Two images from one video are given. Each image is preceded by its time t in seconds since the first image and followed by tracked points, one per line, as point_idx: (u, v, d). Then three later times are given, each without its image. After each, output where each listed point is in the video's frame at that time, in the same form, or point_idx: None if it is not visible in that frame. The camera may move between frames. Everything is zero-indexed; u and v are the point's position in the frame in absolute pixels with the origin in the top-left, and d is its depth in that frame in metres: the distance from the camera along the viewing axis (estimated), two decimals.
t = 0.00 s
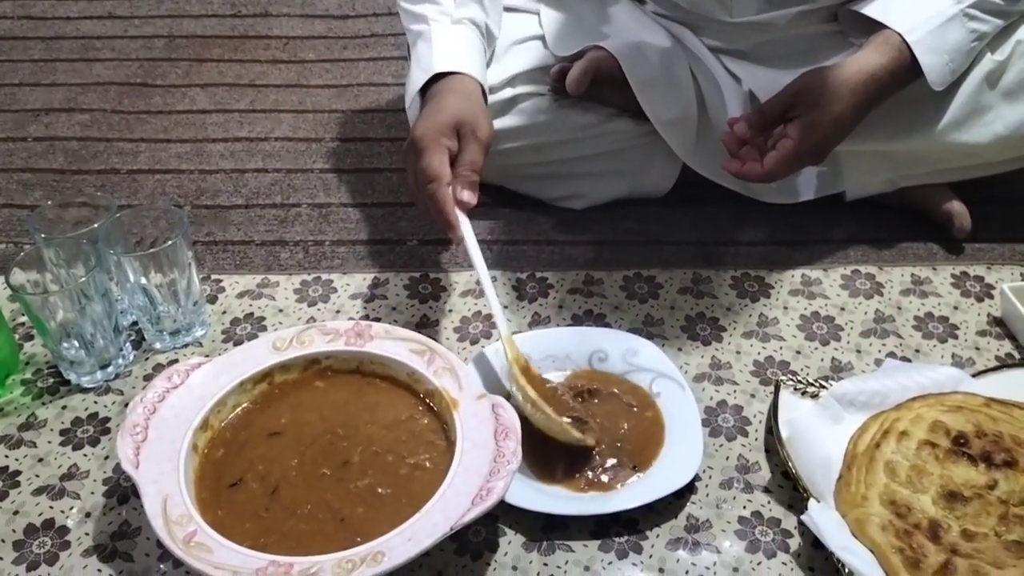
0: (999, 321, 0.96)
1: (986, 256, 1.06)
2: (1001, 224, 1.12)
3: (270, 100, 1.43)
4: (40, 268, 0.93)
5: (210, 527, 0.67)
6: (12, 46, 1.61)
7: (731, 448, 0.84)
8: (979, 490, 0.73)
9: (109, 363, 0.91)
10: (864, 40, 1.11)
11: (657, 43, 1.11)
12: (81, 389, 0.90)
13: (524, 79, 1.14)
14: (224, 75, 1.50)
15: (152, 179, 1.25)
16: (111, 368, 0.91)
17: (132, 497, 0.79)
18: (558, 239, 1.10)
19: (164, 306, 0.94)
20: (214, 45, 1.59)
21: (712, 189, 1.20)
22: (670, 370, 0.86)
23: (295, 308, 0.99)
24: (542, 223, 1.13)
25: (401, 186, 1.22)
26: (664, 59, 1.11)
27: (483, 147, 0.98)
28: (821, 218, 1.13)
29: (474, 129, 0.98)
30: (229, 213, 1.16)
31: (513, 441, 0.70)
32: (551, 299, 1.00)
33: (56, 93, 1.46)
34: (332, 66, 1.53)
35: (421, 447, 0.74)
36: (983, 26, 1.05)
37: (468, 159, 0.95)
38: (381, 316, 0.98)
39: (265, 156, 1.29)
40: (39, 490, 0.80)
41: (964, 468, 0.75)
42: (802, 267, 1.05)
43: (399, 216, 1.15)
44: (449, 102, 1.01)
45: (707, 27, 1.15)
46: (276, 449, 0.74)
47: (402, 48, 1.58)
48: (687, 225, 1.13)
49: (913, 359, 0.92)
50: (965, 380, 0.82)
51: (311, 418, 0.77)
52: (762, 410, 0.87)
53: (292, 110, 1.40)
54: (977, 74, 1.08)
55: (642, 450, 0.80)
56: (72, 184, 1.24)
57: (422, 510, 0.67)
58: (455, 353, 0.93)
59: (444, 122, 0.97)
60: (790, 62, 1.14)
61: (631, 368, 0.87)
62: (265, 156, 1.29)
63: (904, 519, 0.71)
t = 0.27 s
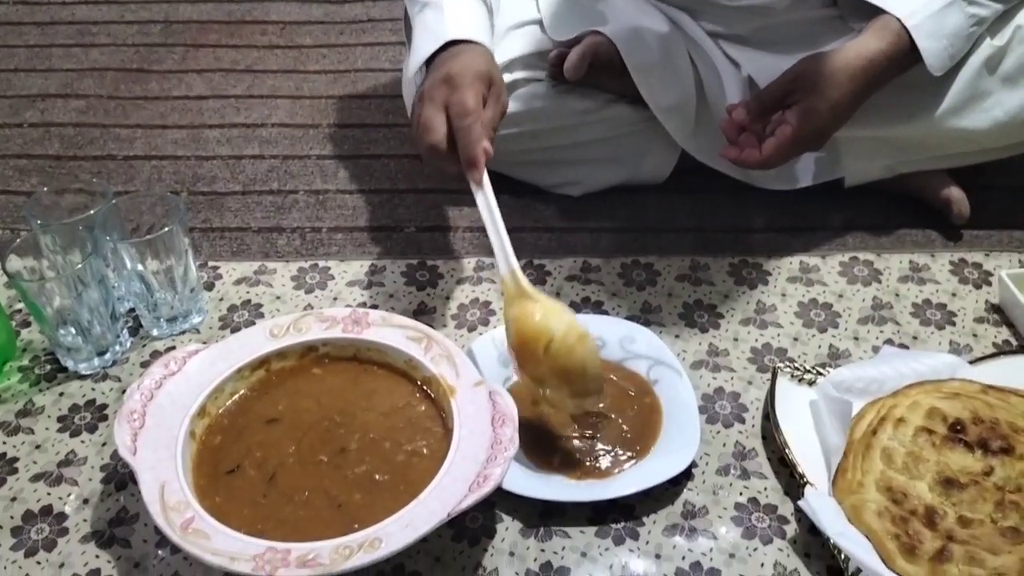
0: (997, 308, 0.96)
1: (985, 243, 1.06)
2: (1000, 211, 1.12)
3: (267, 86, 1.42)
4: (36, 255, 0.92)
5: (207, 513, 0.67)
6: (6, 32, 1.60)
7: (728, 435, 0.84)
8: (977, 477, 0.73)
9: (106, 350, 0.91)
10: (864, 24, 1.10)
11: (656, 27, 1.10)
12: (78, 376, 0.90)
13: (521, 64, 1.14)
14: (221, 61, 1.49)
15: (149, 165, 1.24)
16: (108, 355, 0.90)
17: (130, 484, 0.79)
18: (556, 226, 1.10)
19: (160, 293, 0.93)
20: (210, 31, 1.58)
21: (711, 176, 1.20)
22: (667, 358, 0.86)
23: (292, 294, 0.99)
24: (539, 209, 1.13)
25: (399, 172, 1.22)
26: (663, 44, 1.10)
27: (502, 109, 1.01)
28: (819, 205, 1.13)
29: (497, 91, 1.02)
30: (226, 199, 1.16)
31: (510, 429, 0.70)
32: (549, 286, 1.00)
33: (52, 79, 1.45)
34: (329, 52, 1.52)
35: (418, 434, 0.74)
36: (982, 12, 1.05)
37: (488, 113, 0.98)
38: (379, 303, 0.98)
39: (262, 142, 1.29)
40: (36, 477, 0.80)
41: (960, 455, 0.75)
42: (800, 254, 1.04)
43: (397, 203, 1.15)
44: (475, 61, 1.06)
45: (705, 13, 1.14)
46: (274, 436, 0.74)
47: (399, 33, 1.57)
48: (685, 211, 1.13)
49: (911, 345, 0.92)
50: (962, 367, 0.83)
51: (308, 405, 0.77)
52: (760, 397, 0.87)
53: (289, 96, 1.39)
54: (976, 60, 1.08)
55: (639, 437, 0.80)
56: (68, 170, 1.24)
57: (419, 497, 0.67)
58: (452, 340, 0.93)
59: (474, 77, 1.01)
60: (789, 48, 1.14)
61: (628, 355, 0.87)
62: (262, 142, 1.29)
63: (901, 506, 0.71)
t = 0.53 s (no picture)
0: (993, 291, 0.96)
1: (982, 226, 1.06)
2: (997, 194, 1.12)
3: (263, 66, 1.42)
4: (33, 236, 0.92)
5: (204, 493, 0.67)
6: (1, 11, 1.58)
7: (724, 417, 0.84)
8: (971, 458, 0.73)
9: (103, 332, 0.91)
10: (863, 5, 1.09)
11: (652, 7, 1.09)
12: (75, 357, 0.90)
13: (518, 45, 1.13)
14: (217, 41, 1.48)
15: (145, 146, 1.23)
16: (105, 336, 0.90)
17: (127, 464, 0.79)
18: (553, 208, 1.10)
19: (157, 274, 0.93)
20: (206, 11, 1.57)
21: (709, 159, 1.20)
22: (664, 341, 0.86)
23: (289, 276, 0.99)
24: (537, 192, 1.13)
25: (396, 154, 1.21)
26: (660, 25, 1.09)
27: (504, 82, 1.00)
28: (817, 187, 1.13)
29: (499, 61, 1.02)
30: (223, 180, 1.16)
31: (506, 410, 0.70)
32: (546, 269, 1.00)
33: (47, 60, 1.44)
34: (326, 33, 1.51)
35: (415, 415, 0.74)
36: None
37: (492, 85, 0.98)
38: (375, 285, 0.98)
39: (259, 123, 1.28)
40: (34, 457, 0.80)
41: (954, 436, 0.75)
42: (798, 236, 1.04)
43: (394, 185, 1.14)
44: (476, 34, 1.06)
45: None
46: (271, 417, 0.74)
47: (396, 14, 1.56)
48: (683, 194, 1.12)
49: (907, 328, 0.92)
50: (957, 350, 0.83)
51: (305, 386, 0.77)
52: (755, 379, 0.87)
53: (285, 77, 1.39)
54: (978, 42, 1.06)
55: (636, 420, 0.80)
56: (64, 151, 1.23)
57: (416, 478, 0.67)
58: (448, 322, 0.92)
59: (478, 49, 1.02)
60: (788, 29, 1.13)
61: (624, 337, 0.87)
62: (259, 123, 1.28)
63: (895, 487, 0.71)
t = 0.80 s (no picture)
0: (993, 272, 0.96)
1: (983, 206, 1.06)
2: (998, 175, 1.12)
3: (261, 44, 1.41)
4: (31, 215, 0.92)
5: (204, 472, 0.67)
6: None
7: (723, 396, 0.84)
8: (969, 438, 0.73)
9: (102, 311, 0.90)
10: None
11: None
12: (74, 336, 0.89)
13: (518, 23, 1.14)
14: (214, 19, 1.47)
15: (142, 125, 1.23)
16: (103, 316, 0.90)
17: (127, 443, 0.79)
18: (553, 188, 1.09)
19: (155, 254, 0.93)
20: None
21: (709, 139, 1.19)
22: (664, 322, 0.86)
23: (287, 256, 0.98)
24: (536, 172, 1.12)
25: (395, 133, 1.21)
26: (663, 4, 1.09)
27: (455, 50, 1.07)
28: (818, 167, 1.12)
29: (433, 35, 1.06)
30: (221, 159, 1.15)
31: (506, 390, 0.71)
32: (545, 249, 1.00)
33: (43, 38, 1.43)
34: (324, 11, 1.50)
35: (415, 395, 0.74)
36: None
37: (434, 65, 1.05)
38: (375, 265, 0.97)
39: (257, 102, 1.27)
40: (34, 436, 0.80)
41: (954, 416, 0.75)
42: (798, 216, 1.04)
43: (393, 164, 1.14)
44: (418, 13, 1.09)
45: None
46: (271, 396, 0.74)
47: None
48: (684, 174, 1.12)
49: (906, 309, 0.92)
50: (957, 330, 0.83)
51: (304, 365, 0.77)
52: (755, 359, 0.87)
53: (283, 55, 1.38)
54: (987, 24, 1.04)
55: (636, 401, 0.80)
56: (61, 130, 1.22)
57: (415, 458, 0.67)
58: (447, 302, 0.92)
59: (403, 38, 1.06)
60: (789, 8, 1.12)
61: (624, 318, 0.87)
62: (257, 102, 1.27)
63: (893, 467, 0.72)
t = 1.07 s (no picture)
0: (992, 253, 0.96)
1: (983, 187, 1.06)
2: (998, 156, 1.11)
3: (260, 23, 1.40)
4: (30, 195, 0.91)
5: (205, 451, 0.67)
6: None
7: (721, 377, 0.84)
8: (967, 418, 0.73)
9: (102, 291, 0.91)
10: None
11: None
12: (74, 316, 0.90)
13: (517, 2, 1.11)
14: None
15: (141, 104, 1.22)
16: (104, 296, 0.90)
17: (128, 423, 0.80)
18: (553, 169, 1.09)
19: (155, 234, 0.93)
20: None
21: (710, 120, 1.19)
22: (662, 302, 0.86)
23: (286, 237, 0.98)
24: (536, 152, 1.12)
25: (394, 113, 1.20)
26: None
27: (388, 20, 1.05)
28: (819, 148, 1.12)
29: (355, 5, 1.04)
30: (220, 139, 1.15)
31: (505, 370, 0.71)
32: (545, 230, 0.99)
33: (41, 17, 1.42)
34: None
35: (415, 375, 0.74)
36: None
37: (355, 35, 1.02)
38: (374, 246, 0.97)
39: (256, 82, 1.27)
40: (35, 415, 0.81)
41: (951, 397, 0.75)
42: (798, 197, 1.04)
43: (392, 144, 1.13)
44: None
45: None
46: (270, 376, 0.75)
47: None
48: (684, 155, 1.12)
49: (906, 290, 0.92)
50: (956, 312, 0.84)
51: (304, 345, 0.77)
52: (754, 340, 0.88)
53: (283, 35, 1.37)
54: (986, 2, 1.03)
55: (634, 382, 0.80)
56: (60, 109, 1.22)
57: (414, 437, 0.67)
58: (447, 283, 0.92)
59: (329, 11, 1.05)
60: None
61: (623, 300, 0.88)
62: (256, 82, 1.27)
63: (891, 447, 0.72)
